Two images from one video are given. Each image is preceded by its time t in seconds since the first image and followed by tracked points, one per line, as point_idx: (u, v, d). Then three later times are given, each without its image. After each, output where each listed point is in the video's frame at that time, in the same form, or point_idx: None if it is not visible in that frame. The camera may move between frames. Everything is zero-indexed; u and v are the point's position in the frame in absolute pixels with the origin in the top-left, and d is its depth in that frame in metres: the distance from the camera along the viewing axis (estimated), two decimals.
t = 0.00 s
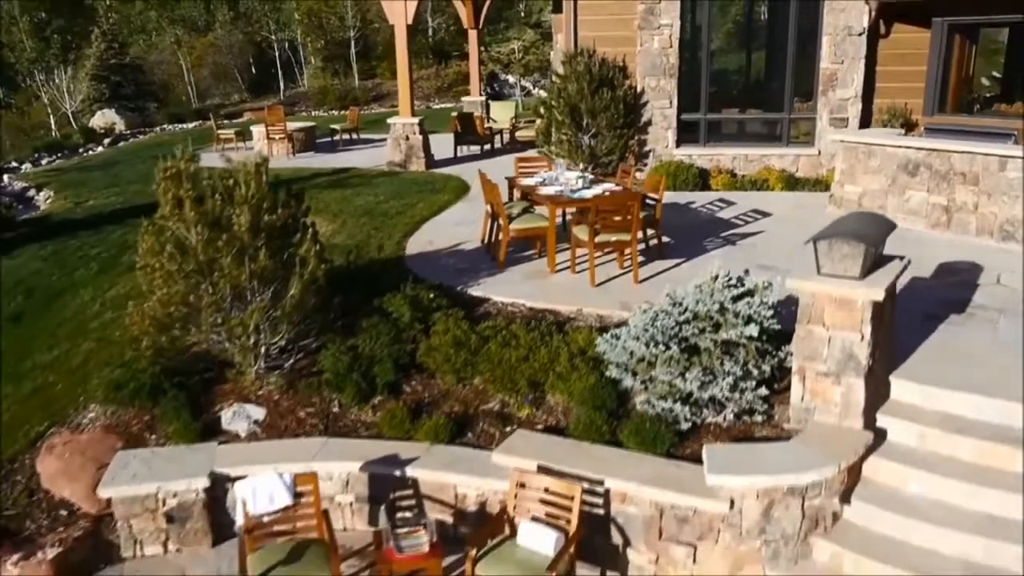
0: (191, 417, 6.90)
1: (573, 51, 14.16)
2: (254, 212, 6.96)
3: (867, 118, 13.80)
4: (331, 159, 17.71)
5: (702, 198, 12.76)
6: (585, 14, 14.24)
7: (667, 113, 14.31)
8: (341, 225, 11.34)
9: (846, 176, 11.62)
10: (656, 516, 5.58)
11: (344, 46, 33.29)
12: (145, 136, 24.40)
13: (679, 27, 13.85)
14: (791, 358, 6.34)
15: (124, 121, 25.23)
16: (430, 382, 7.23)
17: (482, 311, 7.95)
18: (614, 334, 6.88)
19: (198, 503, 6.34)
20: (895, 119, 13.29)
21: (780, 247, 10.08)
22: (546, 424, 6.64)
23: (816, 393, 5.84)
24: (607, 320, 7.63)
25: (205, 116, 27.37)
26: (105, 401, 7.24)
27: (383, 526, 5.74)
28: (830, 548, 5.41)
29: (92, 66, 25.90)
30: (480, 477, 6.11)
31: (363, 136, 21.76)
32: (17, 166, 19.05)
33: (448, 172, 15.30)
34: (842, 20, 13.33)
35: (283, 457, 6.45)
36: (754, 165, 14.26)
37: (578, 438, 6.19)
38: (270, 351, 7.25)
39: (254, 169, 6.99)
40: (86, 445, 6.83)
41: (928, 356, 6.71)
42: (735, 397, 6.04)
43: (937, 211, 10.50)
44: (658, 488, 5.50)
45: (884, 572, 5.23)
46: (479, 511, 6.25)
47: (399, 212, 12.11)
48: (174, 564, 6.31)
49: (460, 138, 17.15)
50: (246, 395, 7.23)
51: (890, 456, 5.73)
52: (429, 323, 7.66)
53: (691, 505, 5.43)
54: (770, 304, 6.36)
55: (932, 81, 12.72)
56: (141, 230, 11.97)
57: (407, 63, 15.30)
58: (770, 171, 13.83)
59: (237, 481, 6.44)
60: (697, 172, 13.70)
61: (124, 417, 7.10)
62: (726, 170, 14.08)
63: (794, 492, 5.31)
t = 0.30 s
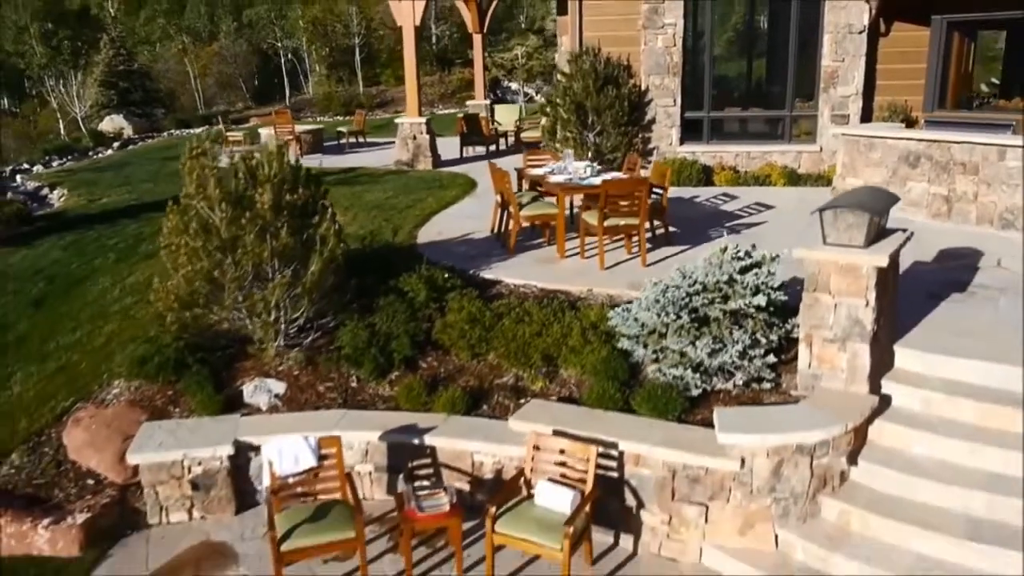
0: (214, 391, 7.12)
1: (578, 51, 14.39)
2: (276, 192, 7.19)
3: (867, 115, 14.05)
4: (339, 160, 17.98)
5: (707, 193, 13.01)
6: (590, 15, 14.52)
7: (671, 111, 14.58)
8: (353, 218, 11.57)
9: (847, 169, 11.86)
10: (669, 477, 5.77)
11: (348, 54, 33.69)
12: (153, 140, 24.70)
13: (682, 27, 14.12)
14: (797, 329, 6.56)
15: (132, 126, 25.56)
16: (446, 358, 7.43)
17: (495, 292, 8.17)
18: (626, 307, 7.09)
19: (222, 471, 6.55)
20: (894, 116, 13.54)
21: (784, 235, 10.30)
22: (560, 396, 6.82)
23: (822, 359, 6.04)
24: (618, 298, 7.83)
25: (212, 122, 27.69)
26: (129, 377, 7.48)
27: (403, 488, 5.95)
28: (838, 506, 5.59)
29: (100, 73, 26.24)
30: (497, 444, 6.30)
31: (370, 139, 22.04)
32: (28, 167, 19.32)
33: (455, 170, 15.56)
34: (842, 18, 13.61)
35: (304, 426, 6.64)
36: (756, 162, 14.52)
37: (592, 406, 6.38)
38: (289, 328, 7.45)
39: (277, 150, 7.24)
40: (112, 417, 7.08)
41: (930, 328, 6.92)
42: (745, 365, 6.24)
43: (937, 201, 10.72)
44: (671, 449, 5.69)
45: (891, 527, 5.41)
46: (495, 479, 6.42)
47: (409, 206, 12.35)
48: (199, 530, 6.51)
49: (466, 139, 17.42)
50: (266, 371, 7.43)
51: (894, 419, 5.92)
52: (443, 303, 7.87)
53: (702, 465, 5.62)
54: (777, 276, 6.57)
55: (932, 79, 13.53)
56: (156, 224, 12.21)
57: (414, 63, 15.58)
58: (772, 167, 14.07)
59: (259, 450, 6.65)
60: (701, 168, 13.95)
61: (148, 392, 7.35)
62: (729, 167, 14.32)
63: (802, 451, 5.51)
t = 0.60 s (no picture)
0: (223, 377, 7.26)
1: (577, 58, 14.53)
2: (287, 182, 7.41)
3: (861, 119, 14.34)
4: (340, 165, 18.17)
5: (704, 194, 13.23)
6: (589, 22, 14.72)
7: (668, 116, 14.84)
8: (356, 217, 11.74)
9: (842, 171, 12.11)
10: (671, 455, 5.92)
11: (347, 65, 34.03)
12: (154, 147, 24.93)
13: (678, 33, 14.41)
14: (795, 314, 6.74)
15: (133, 134, 25.82)
16: (451, 346, 7.58)
17: (499, 283, 8.34)
18: (628, 294, 7.26)
19: (232, 453, 6.68)
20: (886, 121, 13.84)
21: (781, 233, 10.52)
22: (563, 381, 6.97)
23: (819, 342, 6.21)
24: (619, 289, 8.01)
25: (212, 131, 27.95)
26: (140, 363, 7.64)
27: (412, 467, 6.08)
28: (836, 482, 5.76)
29: (101, 82, 26.54)
30: (503, 425, 6.44)
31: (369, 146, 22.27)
32: (30, 172, 19.48)
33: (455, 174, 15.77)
34: (836, 25, 13.91)
35: (313, 410, 6.77)
36: (753, 166, 14.75)
37: (596, 388, 6.54)
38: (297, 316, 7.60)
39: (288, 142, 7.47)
40: (123, 402, 7.19)
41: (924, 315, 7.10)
42: (744, 348, 6.42)
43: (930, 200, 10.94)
44: (673, 427, 5.85)
45: (888, 502, 5.56)
46: (501, 460, 6.55)
47: (411, 206, 12.54)
48: (209, 511, 6.63)
49: (466, 145, 17.63)
50: (275, 358, 7.57)
51: (891, 400, 6.08)
52: (448, 293, 8.02)
53: (704, 442, 5.78)
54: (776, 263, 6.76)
55: (924, 90, 13.42)
56: (161, 223, 12.38)
57: (414, 68, 15.79)
58: (768, 171, 14.31)
59: (269, 433, 6.78)
60: (698, 172, 14.16)
61: (158, 378, 7.50)
62: (726, 171, 14.55)
63: (800, 427, 5.68)
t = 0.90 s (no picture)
0: (230, 364, 7.42)
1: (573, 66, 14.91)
2: (294, 175, 7.61)
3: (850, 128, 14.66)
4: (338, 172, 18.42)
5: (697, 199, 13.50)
6: (585, 32, 15.08)
7: (662, 124, 15.15)
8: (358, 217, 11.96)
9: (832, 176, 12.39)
10: (668, 435, 6.11)
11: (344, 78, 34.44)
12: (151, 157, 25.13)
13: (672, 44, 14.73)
14: (787, 302, 6.97)
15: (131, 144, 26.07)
16: (453, 336, 7.78)
17: (499, 277, 8.55)
18: (626, 284, 7.48)
19: (239, 437, 6.82)
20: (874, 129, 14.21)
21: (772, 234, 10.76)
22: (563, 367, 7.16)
23: (811, 326, 6.43)
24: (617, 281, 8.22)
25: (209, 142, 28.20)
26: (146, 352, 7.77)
27: (416, 446, 6.24)
28: (827, 459, 5.95)
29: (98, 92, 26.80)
30: (504, 408, 6.61)
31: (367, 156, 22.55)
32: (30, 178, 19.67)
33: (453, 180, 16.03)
34: (825, 37, 14.27)
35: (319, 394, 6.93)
36: (745, 174, 15.04)
37: (595, 373, 6.74)
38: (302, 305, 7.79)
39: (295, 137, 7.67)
40: (130, 389, 7.32)
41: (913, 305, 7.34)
42: (738, 334, 6.64)
43: (916, 204, 11.22)
44: (670, 406, 6.05)
45: (878, 479, 5.75)
46: (502, 442, 6.72)
47: (410, 209, 12.77)
48: (216, 493, 6.76)
49: (463, 153, 17.90)
50: (280, 347, 7.74)
51: (880, 382, 6.29)
52: (450, 285, 8.21)
53: (700, 420, 5.98)
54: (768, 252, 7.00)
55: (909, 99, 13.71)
56: (164, 223, 12.57)
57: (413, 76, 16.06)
58: (760, 178, 14.58)
59: (275, 417, 6.93)
60: (691, 178, 14.44)
61: (165, 365, 7.64)
62: (719, 178, 14.84)
63: (793, 406, 5.88)
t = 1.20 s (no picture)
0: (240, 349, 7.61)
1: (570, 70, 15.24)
2: (302, 166, 7.84)
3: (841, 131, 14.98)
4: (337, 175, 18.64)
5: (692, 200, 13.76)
6: (581, 37, 15.42)
7: (657, 127, 15.43)
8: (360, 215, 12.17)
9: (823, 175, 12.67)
10: (667, 413, 6.34)
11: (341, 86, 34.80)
12: (149, 161, 25.31)
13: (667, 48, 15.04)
14: (780, 289, 7.23)
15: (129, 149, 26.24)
16: (457, 323, 7.99)
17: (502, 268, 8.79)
18: (626, 273, 7.73)
19: (249, 418, 7.00)
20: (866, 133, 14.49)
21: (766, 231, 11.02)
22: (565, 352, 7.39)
23: (804, 310, 6.67)
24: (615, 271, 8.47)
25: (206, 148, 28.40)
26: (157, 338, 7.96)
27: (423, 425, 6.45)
28: (820, 435, 6.17)
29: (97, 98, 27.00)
30: (508, 389, 6.82)
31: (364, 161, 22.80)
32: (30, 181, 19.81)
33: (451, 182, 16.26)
34: (817, 41, 14.60)
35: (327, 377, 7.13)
36: (739, 175, 15.33)
37: (596, 355, 6.98)
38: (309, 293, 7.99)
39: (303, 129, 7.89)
40: (142, 373, 7.49)
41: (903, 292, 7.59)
42: (734, 317, 6.88)
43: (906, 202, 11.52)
44: (669, 385, 6.28)
45: (869, 453, 5.97)
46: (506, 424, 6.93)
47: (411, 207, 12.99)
48: (227, 473, 6.94)
49: (462, 157, 18.15)
50: (288, 334, 7.94)
51: (870, 363, 6.52)
52: (453, 276, 8.43)
53: (697, 398, 6.21)
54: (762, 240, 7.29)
55: (900, 104, 14.03)
56: (168, 221, 12.75)
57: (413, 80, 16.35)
58: (754, 180, 14.84)
59: (285, 400, 7.11)
60: (686, 180, 14.71)
61: (175, 351, 7.81)
62: (714, 180, 15.10)
63: (787, 383, 6.12)
